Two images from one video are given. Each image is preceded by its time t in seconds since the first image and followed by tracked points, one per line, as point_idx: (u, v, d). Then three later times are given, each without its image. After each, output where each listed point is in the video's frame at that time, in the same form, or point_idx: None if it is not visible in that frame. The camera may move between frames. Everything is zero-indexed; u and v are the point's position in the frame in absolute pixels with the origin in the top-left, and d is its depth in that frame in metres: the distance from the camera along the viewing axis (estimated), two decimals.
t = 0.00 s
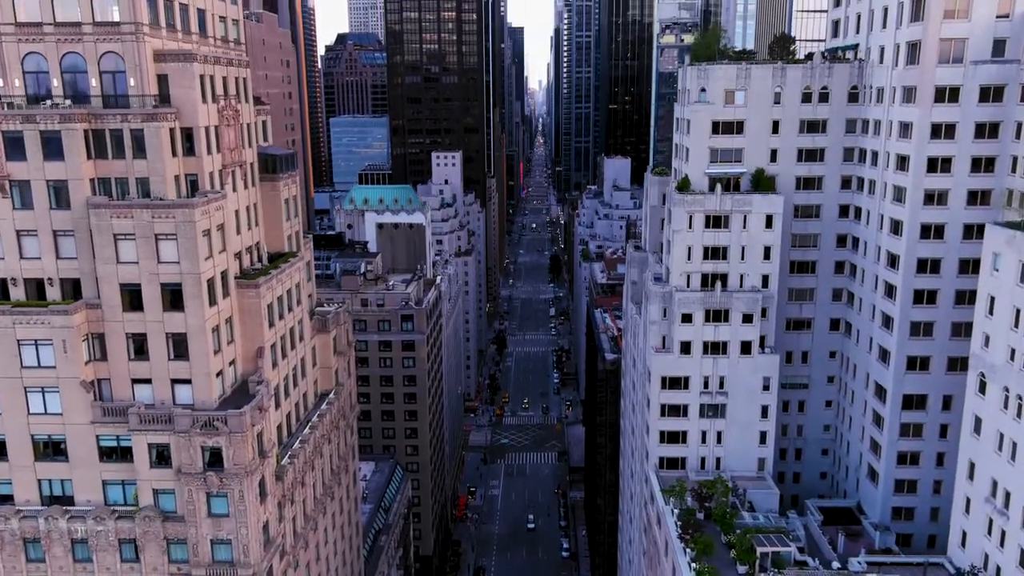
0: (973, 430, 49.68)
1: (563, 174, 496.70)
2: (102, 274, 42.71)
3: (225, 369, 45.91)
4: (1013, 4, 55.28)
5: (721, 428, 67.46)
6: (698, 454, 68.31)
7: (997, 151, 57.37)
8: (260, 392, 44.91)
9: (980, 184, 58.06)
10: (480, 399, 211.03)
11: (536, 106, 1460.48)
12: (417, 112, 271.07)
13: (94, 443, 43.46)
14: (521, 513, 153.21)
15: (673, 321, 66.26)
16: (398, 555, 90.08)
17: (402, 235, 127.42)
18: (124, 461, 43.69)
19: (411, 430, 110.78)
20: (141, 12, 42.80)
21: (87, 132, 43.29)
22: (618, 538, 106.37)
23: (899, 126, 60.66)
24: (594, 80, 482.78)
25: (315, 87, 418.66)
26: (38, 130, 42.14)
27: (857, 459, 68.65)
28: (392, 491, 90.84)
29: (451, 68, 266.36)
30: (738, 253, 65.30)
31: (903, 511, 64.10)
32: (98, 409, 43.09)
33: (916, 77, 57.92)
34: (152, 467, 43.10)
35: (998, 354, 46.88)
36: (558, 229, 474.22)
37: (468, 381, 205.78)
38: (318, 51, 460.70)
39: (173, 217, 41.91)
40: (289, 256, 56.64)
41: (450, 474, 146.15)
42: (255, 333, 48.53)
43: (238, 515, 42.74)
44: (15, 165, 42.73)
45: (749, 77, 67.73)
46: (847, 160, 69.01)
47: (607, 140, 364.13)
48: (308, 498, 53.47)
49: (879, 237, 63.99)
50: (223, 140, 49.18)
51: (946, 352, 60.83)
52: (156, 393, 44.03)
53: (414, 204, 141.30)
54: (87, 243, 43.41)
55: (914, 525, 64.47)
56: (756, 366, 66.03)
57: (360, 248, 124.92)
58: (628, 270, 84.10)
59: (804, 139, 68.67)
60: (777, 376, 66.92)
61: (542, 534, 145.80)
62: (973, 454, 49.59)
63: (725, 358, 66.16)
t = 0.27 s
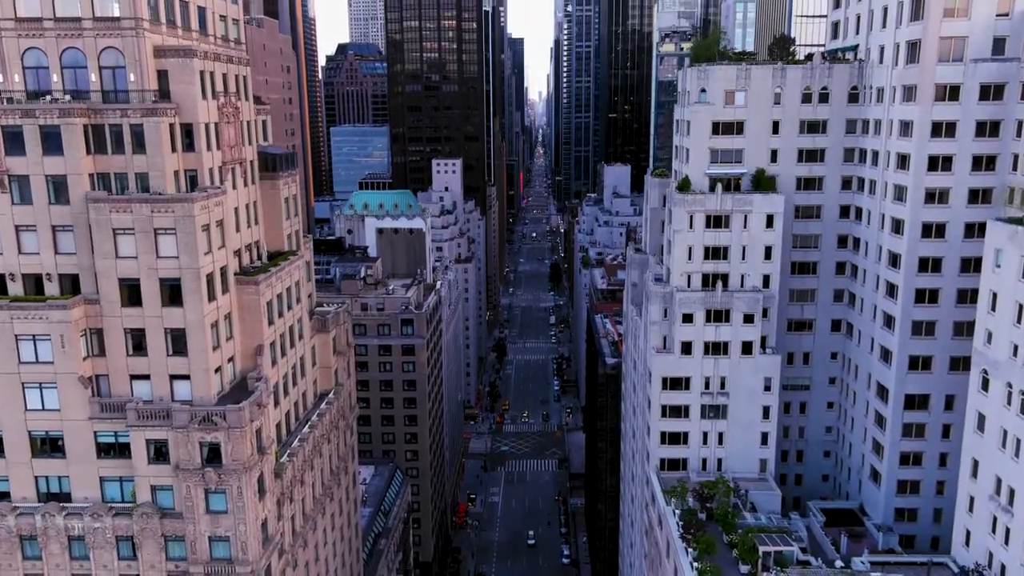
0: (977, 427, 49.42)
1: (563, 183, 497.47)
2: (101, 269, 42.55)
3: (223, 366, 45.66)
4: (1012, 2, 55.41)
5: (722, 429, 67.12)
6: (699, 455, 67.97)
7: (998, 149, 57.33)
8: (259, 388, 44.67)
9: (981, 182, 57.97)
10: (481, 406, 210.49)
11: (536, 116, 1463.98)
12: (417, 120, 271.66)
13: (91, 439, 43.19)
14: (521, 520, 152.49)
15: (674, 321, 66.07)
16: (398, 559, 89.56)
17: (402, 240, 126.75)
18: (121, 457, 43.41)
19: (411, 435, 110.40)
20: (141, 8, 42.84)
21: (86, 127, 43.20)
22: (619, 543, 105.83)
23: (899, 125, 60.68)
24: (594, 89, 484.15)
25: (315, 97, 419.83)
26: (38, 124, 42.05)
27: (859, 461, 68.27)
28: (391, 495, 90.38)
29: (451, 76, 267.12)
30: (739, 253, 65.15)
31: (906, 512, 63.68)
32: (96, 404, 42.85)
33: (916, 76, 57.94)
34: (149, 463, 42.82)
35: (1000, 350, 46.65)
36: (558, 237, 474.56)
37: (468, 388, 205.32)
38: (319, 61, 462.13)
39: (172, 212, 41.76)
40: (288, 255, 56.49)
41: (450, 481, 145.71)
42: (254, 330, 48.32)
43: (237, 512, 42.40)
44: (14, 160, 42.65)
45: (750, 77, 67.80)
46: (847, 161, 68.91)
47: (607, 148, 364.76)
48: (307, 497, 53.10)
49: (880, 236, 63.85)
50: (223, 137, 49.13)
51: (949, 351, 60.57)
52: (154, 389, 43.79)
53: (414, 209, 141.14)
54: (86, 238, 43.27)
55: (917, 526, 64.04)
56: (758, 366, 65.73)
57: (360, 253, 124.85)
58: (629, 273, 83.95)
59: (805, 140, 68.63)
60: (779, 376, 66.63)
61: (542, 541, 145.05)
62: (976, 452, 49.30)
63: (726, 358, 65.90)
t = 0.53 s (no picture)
0: (979, 423, 49.13)
1: (563, 191, 498.07)
2: (100, 264, 42.41)
3: (222, 361, 45.45)
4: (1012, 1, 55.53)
5: (724, 430, 66.79)
6: (701, 456, 67.61)
7: (998, 147, 57.26)
8: (258, 383, 44.44)
9: (982, 180, 57.88)
10: (481, 413, 209.84)
11: (536, 126, 1466.91)
12: (417, 128, 272.18)
13: (89, 434, 42.92)
14: (522, 527, 151.74)
15: (675, 321, 65.87)
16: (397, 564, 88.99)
17: (402, 244, 127.26)
18: (119, 453, 43.14)
19: (410, 440, 109.99)
20: (141, 3, 42.89)
21: (86, 121, 43.16)
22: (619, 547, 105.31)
23: (899, 123, 60.66)
24: (594, 98, 485.36)
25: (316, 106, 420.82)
26: (37, 118, 41.98)
27: (861, 462, 67.89)
28: (391, 498, 89.90)
29: (451, 85, 267.87)
30: (739, 252, 65.01)
31: (909, 512, 63.30)
32: (94, 399, 42.60)
33: (916, 74, 57.96)
34: (147, 459, 42.56)
35: (1003, 346, 46.40)
36: (558, 246, 474.73)
37: (468, 395, 204.78)
38: (320, 71, 463.30)
39: (172, 205, 41.64)
40: (288, 253, 56.35)
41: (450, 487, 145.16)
42: (253, 326, 48.15)
43: (235, 507, 42.12)
44: (13, 154, 42.58)
45: (750, 77, 67.83)
46: (848, 160, 68.85)
47: (607, 157, 365.28)
48: (306, 496, 52.79)
49: (881, 236, 63.72)
50: (223, 133, 49.08)
51: (951, 350, 60.31)
52: (152, 384, 43.55)
53: (414, 214, 141.09)
54: (85, 233, 43.14)
55: (920, 527, 63.62)
56: (759, 366, 65.47)
57: (360, 257, 124.72)
58: (629, 274, 83.82)
59: (805, 140, 68.61)
60: (780, 376, 66.37)
61: (543, 548, 144.26)
62: (979, 448, 48.99)
63: (727, 358, 65.67)
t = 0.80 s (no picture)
0: (982, 421, 48.83)
1: (563, 202, 498.87)
2: (97, 258, 42.23)
3: (220, 358, 45.20)
4: None
5: (725, 431, 66.43)
6: (701, 458, 67.19)
7: (998, 146, 57.19)
8: (255, 379, 44.19)
9: (982, 178, 57.81)
10: (480, 422, 209.14)
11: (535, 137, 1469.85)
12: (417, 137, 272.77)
13: (85, 430, 42.61)
14: (522, 534, 150.82)
15: (675, 321, 65.66)
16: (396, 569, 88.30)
17: (401, 250, 127.26)
18: (115, 449, 42.83)
19: (409, 445, 109.49)
20: None
21: (85, 116, 43.06)
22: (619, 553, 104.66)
23: (899, 122, 60.63)
24: (593, 109, 487.14)
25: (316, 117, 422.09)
26: (36, 112, 41.89)
27: (863, 463, 67.53)
28: (390, 503, 89.32)
29: (451, 94, 268.68)
30: (740, 252, 64.83)
31: (911, 514, 62.91)
32: (91, 395, 42.31)
33: (915, 73, 57.98)
34: (144, 454, 42.25)
35: (1005, 342, 46.15)
36: (558, 256, 474.89)
37: (468, 403, 204.14)
38: (320, 82, 464.83)
39: (169, 199, 41.46)
40: (287, 251, 56.18)
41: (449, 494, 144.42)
42: (251, 323, 47.92)
43: (232, 503, 41.76)
44: (11, 148, 42.48)
45: (749, 78, 67.88)
46: (848, 161, 68.80)
47: (606, 166, 366.08)
48: (304, 495, 52.40)
49: (881, 236, 63.58)
50: (221, 130, 48.99)
51: (952, 349, 60.05)
52: (149, 379, 43.21)
53: (414, 220, 141.16)
54: (83, 227, 42.98)
55: (923, 529, 63.20)
56: (760, 367, 65.17)
57: (360, 263, 124.59)
58: (629, 277, 83.61)
59: (805, 141, 68.59)
60: (781, 377, 66.09)
61: (543, 555, 143.29)
62: (982, 446, 48.65)
63: (727, 358, 65.42)
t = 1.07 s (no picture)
0: (984, 418, 48.57)
1: (563, 210, 499.39)
2: (95, 252, 42.10)
3: (218, 353, 44.97)
4: None
5: (725, 432, 66.11)
6: (702, 458, 66.83)
7: (998, 144, 57.13)
8: (253, 374, 43.95)
9: (982, 177, 57.74)
10: (480, 429, 208.43)
11: (535, 147, 1472.74)
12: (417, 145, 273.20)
13: (82, 425, 42.34)
14: (522, 541, 149.98)
15: (675, 321, 65.49)
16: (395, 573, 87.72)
17: (402, 254, 127.00)
18: (112, 444, 42.56)
19: (408, 450, 109.13)
20: None
21: (84, 110, 43.02)
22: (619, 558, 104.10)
23: (899, 121, 60.63)
24: (593, 118, 488.60)
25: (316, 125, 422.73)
26: (34, 106, 41.84)
27: (864, 464, 67.19)
28: (388, 507, 88.81)
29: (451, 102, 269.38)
30: (739, 252, 64.71)
31: (913, 514, 62.53)
32: (87, 389, 42.06)
33: (915, 71, 58.04)
34: (141, 449, 41.98)
35: (1007, 338, 45.96)
36: (558, 265, 474.80)
37: (468, 410, 203.55)
38: (320, 92, 466.07)
39: (168, 192, 41.34)
40: (286, 249, 56.02)
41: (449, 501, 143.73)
42: (250, 318, 47.72)
43: (229, 499, 41.45)
44: (9, 142, 42.39)
45: (749, 79, 67.94)
46: (848, 162, 68.73)
47: (606, 175, 366.48)
48: (302, 493, 52.05)
49: (881, 235, 63.46)
50: (221, 126, 48.96)
51: (954, 348, 59.82)
52: (147, 374, 42.98)
53: (414, 225, 141.16)
54: (81, 221, 42.86)
55: (925, 530, 62.80)
56: (760, 367, 64.92)
57: (360, 267, 124.44)
58: (629, 279, 83.44)
59: (804, 141, 68.58)
60: (782, 377, 65.83)
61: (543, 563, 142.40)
62: (984, 443, 48.37)
63: (728, 358, 65.19)
